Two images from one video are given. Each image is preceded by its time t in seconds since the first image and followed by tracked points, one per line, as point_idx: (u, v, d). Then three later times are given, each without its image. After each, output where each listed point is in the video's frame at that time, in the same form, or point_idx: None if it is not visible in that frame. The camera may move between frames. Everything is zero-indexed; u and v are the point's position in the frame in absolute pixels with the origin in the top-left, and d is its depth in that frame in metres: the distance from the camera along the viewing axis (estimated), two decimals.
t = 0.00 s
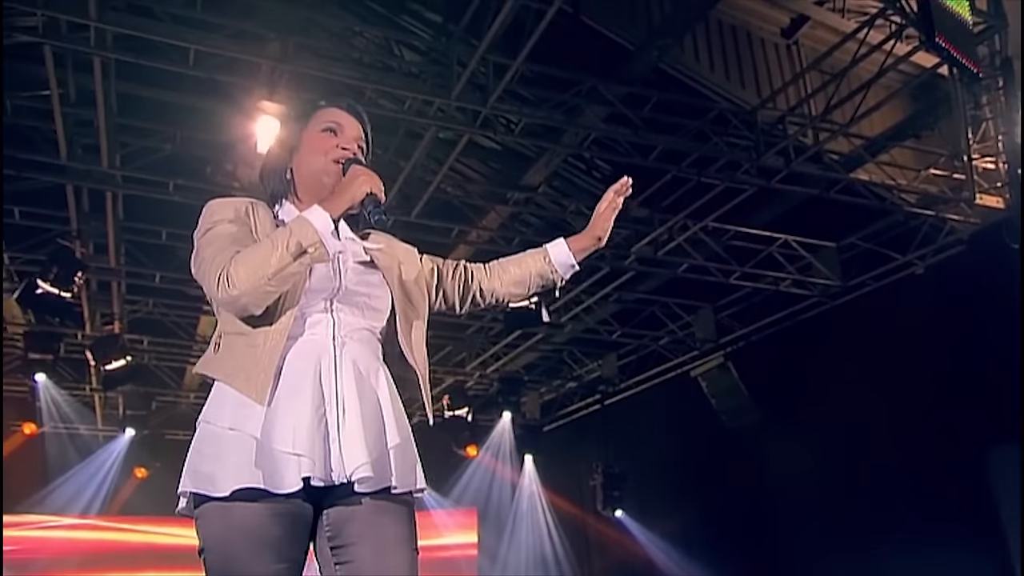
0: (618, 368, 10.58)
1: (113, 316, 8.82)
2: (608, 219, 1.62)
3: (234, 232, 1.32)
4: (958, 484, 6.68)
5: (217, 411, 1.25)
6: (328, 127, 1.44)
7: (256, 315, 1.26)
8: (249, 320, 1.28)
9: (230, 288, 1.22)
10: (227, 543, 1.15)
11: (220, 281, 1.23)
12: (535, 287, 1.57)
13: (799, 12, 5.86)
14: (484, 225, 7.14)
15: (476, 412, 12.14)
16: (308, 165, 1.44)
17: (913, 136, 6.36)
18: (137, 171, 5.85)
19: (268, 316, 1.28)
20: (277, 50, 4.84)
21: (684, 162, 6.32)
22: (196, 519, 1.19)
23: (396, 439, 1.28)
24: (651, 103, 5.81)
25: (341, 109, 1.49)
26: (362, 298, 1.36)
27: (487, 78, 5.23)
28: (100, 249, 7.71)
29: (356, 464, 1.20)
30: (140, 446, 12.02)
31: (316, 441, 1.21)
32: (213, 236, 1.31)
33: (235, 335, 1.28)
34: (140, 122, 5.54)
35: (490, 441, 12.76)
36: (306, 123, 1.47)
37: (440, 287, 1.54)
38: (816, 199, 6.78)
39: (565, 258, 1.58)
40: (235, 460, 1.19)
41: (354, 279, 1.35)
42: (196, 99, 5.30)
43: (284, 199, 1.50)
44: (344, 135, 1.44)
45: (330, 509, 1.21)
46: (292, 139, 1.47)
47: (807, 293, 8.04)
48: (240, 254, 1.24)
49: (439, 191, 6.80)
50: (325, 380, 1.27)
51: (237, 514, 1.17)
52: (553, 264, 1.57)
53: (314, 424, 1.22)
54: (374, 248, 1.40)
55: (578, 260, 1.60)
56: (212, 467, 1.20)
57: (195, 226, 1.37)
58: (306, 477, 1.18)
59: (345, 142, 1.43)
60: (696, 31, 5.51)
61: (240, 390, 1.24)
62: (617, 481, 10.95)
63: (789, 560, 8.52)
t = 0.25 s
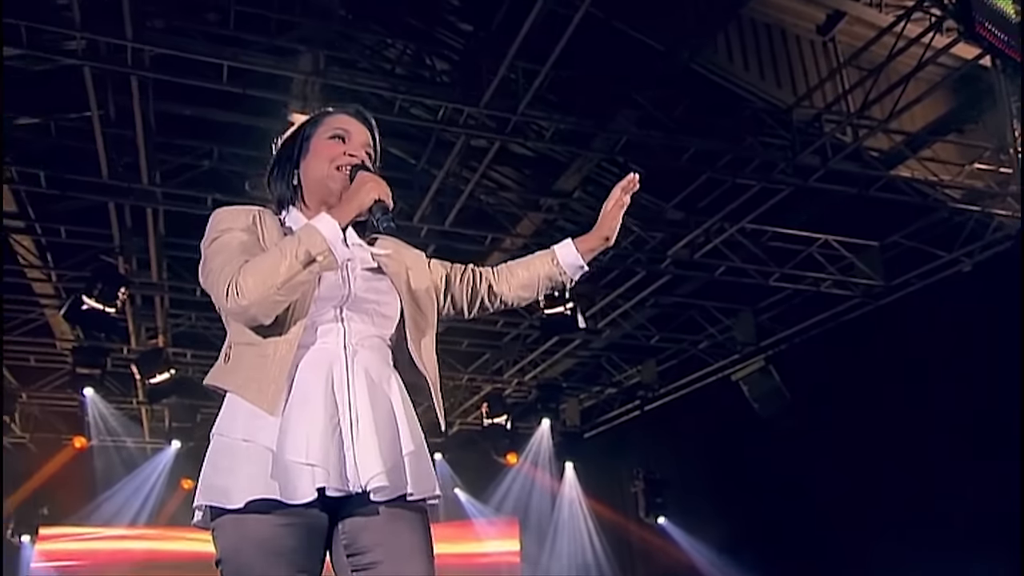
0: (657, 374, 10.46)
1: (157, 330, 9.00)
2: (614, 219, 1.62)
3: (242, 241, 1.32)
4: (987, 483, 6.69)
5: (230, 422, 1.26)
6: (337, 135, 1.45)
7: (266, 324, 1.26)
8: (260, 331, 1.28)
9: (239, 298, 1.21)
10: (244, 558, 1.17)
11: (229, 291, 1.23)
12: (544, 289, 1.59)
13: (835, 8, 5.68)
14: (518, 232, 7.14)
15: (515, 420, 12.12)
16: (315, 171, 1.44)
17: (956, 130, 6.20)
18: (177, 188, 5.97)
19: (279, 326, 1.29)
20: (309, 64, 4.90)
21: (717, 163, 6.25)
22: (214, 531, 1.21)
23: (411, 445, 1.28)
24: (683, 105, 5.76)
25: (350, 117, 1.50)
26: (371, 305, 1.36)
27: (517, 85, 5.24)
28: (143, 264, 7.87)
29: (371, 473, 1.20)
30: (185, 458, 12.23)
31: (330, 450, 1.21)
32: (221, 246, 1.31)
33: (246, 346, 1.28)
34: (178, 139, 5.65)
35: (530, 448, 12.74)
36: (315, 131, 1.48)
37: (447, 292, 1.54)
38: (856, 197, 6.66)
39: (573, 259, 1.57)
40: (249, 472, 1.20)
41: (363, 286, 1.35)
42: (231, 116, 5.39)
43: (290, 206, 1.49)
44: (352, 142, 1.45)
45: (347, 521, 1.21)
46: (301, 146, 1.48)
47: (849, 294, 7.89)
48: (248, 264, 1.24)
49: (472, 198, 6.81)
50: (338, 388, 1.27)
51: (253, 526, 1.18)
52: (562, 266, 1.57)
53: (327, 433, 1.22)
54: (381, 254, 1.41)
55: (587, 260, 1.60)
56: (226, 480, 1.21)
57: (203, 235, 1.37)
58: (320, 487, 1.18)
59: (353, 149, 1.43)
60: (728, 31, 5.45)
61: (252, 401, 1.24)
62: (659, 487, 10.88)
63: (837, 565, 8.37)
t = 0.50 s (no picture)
0: (702, 378, 10.27)
1: (203, 343, 9.16)
2: (629, 221, 1.59)
3: (263, 249, 1.30)
4: (1005, 483, 6.80)
5: (253, 431, 1.23)
6: (356, 142, 1.45)
7: (288, 331, 1.25)
8: (281, 338, 1.26)
9: (261, 306, 1.20)
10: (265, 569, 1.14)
11: (251, 300, 1.21)
12: (561, 295, 1.56)
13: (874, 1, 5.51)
14: (555, 238, 7.10)
15: (559, 426, 12.08)
16: (332, 179, 1.42)
17: (1005, 120, 5.99)
18: (218, 203, 6.07)
19: (301, 335, 1.27)
20: (343, 76, 4.95)
21: (756, 161, 6.15)
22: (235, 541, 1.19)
23: (433, 455, 1.27)
24: (719, 104, 5.67)
25: (368, 124, 1.50)
26: (391, 312, 1.35)
27: (550, 91, 5.22)
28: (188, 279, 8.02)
29: (395, 483, 1.18)
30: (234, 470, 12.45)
31: (355, 459, 1.19)
32: (242, 254, 1.29)
33: (267, 354, 1.26)
34: (217, 155, 5.75)
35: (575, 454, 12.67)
36: (333, 138, 1.47)
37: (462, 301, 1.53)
38: (901, 192, 6.49)
39: (589, 263, 1.55)
40: (273, 481, 1.18)
41: (382, 294, 1.34)
42: (268, 130, 5.47)
43: (309, 214, 1.48)
44: (371, 150, 1.44)
45: (373, 531, 1.19)
46: (319, 153, 1.47)
47: (898, 292, 7.68)
48: (270, 271, 1.23)
49: (508, 205, 6.80)
50: (360, 396, 1.26)
51: (276, 536, 1.16)
52: (578, 270, 1.55)
53: (351, 442, 1.21)
54: (399, 260, 1.40)
55: (602, 264, 1.57)
56: (249, 488, 1.19)
57: (223, 243, 1.36)
58: (345, 497, 1.16)
59: (372, 157, 1.43)
60: (765, 27, 5.35)
61: (274, 410, 1.22)
62: (706, 492, 10.77)
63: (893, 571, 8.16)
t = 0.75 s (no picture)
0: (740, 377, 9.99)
1: (241, 352, 9.29)
2: (657, 233, 1.61)
3: (299, 252, 1.29)
4: None
5: (293, 435, 1.23)
6: (386, 149, 1.44)
7: (328, 336, 1.24)
8: (321, 342, 1.26)
9: (302, 311, 1.18)
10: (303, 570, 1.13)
11: (291, 304, 1.19)
12: (588, 305, 1.57)
13: None
14: (586, 239, 7.07)
15: (596, 429, 12.03)
16: (363, 186, 1.42)
17: None
18: (252, 213, 6.17)
19: (341, 339, 1.27)
20: (369, 84, 4.98)
21: (788, 158, 6.06)
22: (273, 543, 1.18)
23: (472, 460, 1.27)
24: (748, 100, 5.60)
25: (396, 131, 1.49)
26: (429, 319, 1.34)
27: (576, 92, 5.19)
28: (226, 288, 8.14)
29: (438, 490, 1.18)
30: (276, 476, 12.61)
31: (399, 463, 1.19)
32: (279, 257, 1.27)
33: (306, 359, 1.25)
34: (250, 166, 5.83)
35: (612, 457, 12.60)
36: (363, 145, 1.46)
37: (491, 308, 1.53)
38: (940, 185, 6.33)
39: (617, 275, 1.57)
40: (316, 483, 1.17)
41: (420, 300, 1.34)
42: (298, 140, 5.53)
43: (340, 221, 1.47)
44: (401, 156, 1.43)
45: (409, 534, 1.19)
46: (349, 160, 1.46)
47: (940, 287, 7.50)
48: (311, 275, 1.21)
49: (539, 208, 6.78)
50: (402, 401, 1.25)
51: (315, 538, 1.15)
52: (605, 282, 1.57)
53: (394, 447, 1.20)
54: (431, 268, 1.38)
55: (628, 276, 1.59)
56: (291, 490, 1.18)
57: (254, 248, 1.33)
58: (390, 500, 1.16)
59: (403, 163, 1.42)
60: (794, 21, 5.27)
61: (315, 414, 1.21)
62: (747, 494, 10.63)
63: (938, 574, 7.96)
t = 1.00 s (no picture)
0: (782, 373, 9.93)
1: (281, 355, 9.40)
2: (690, 236, 1.65)
3: (350, 257, 1.28)
4: None
5: (352, 440, 1.23)
6: (425, 152, 1.44)
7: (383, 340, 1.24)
8: (375, 346, 1.26)
9: (359, 315, 1.17)
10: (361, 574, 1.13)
11: (347, 308, 1.18)
12: (623, 307, 1.63)
13: None
14: (620, 235, 7.01)
15: (635, 427, 11.94)
16: (405, 189, 1.42)
17: None
18: (288, 218, 6.24)
19: (394, 343, 1.27)
20: (398, 86, 5.00)
21: (826, 147, 5.93)
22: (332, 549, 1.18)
23: (528, 460, 1.27)
24: (782, 89, 5.50)
25: (434, 133, 1.49)
26: (475, 321, 1.35)
27: (606, 88, 5.14)
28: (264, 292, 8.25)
29: (498, 489, 1.18)
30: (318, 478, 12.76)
31: (458, 464, 1.19)
32: (330, 262, 1.27)
33: (360, 364, 1.25)
34: (284, 170, 5.89)
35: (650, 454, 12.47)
36: (402, 148, 1.46)
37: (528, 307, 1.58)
38: (985, 170, 6.14)
39: (651, 277, 1.63)
40: (377, 486, 1.17)
41: (465, 302, 1.36)
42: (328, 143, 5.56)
43: (381, 223, 1.47)
44: (441, 159, 1.43)
45: (456, 531, 1.20)
46: (388, 164, 1.46)
47: (987, 275, 7.29)
48: (365, 278, 1.20)
49: (571, 204, 6.74)
50: (457, 403, 1.25)
51: (375, 543, 1.15)
52: (640, 285, 1.63)
53: (454, 448, 1.20)
54: (471, 270, 1.40)
55: (662, 277, 1.65)
56: (352, 495, 1.18)
57: (300, 255, 1.32)
58: (453, 501, 1.15)
59: (442, 165, 1.42)
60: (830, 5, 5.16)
61: (372, 418, 1.21)
62: (792, 490, 10.40)
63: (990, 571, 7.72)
